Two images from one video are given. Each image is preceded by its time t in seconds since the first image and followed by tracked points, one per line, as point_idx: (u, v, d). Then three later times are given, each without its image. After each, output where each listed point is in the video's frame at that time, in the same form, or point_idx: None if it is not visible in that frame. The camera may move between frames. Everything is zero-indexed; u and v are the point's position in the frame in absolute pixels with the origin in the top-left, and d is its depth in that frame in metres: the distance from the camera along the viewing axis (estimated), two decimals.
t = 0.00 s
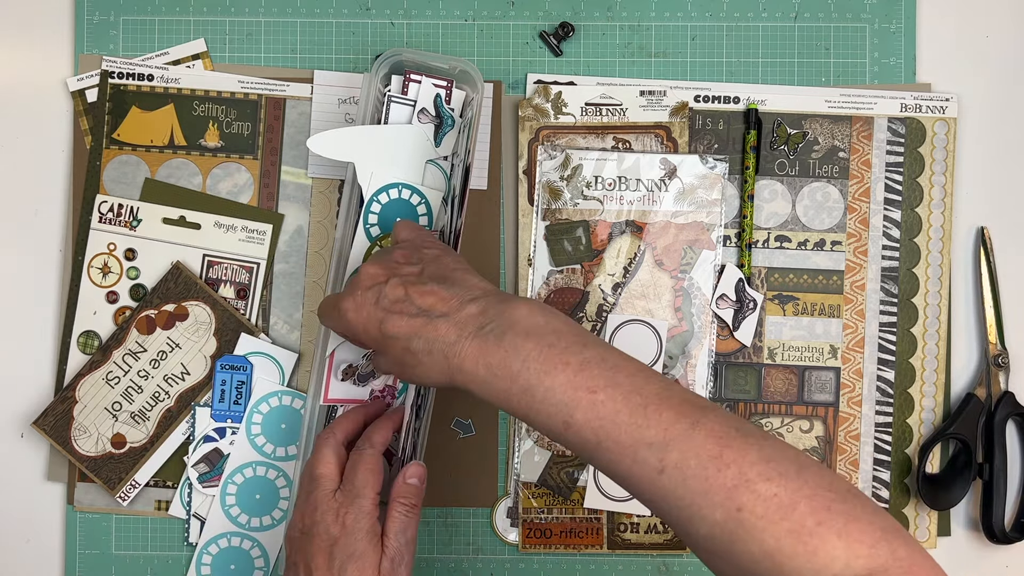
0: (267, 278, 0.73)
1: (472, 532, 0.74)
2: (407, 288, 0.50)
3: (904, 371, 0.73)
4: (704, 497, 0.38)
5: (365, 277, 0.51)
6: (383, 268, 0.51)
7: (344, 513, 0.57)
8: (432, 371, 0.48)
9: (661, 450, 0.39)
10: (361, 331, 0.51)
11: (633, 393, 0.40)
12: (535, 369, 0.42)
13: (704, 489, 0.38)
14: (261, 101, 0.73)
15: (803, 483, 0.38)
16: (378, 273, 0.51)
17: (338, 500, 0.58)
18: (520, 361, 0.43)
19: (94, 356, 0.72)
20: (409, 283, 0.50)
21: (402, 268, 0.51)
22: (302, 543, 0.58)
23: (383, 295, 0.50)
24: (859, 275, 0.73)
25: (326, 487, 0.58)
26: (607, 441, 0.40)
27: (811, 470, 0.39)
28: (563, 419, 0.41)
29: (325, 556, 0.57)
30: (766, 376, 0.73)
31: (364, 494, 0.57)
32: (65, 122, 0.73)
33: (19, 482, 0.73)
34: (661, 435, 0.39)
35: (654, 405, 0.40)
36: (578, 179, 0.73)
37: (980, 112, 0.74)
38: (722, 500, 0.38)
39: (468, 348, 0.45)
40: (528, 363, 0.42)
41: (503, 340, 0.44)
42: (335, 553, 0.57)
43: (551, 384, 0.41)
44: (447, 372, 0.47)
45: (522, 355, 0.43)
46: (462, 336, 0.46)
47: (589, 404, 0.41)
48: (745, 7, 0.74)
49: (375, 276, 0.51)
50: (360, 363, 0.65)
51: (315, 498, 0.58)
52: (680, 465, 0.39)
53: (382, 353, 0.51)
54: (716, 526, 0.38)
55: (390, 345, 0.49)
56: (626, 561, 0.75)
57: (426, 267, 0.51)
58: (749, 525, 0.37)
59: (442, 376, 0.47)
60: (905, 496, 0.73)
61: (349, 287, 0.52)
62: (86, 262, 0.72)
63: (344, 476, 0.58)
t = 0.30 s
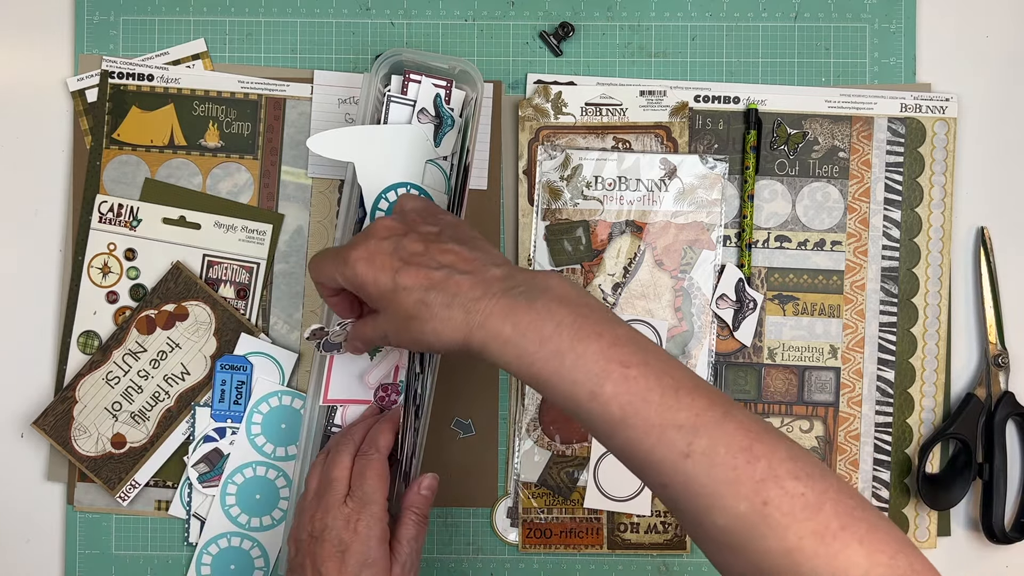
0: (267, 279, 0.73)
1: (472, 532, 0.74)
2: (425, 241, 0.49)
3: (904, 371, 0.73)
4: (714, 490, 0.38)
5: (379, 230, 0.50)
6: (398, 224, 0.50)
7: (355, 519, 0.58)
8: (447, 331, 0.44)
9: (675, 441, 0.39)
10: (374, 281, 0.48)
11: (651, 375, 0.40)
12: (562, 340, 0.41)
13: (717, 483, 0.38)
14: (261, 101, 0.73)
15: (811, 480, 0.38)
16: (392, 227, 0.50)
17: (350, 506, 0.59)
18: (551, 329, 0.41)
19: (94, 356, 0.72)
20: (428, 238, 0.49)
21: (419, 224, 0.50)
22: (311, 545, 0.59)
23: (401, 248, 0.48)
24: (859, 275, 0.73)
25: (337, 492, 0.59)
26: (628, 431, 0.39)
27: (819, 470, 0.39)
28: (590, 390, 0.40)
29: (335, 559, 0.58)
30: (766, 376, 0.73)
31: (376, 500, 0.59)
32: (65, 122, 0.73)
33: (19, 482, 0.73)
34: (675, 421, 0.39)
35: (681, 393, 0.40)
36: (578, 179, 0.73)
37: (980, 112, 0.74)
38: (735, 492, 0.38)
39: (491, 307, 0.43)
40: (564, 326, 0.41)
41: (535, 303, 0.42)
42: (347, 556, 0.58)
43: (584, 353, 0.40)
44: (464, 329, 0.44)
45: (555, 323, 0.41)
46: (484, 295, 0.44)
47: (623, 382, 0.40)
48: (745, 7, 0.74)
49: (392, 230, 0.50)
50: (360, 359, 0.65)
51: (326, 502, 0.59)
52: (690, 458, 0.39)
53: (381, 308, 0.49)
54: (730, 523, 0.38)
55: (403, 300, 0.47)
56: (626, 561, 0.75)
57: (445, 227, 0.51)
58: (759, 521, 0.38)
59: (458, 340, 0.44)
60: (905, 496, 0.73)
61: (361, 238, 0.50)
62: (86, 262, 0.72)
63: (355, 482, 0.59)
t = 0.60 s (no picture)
0: (267, 279, 0.73)
1: (472, 532, 0.74)
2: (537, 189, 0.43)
3: (904, 371, 0.73)
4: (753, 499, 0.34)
5: (496, 157, 0.43)
6: (513, 158, 0.44)
7: (359, 518, 0.59)
8: (550, 292, 0.38)
9: (749, 466, 0.35)
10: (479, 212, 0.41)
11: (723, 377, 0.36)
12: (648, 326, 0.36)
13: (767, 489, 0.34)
14: (261, 101, 0.73)
15: (846, 490, 0.36)
16: (508, 160, 0.44)
17: (354, 505, 0.59)
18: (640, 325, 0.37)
19: (94, 356, 0.72)
20: (542, 185, 0.43)
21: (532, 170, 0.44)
22: (312, 545, 0.59)
23: (516, 189, 0.42)
24: (859, 275, 0.73)
25: (340, 491, 0.59)
26: (683, 427, 0.35)
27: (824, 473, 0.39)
28: (694, 395, 0.35)
29: (338, 559, 0.58)
30: (766, 375, 0.73)
31: (379, 500, 0.59)
32: (66, 122, 0.73)
33: (19, 482, 0.73)
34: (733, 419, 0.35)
35: (772, 415, 0.36)
36: (578, 179, 0.73)
37: (980, 112, 0.74)
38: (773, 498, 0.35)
39: (607, 280, 0.38)
40: (682, 325, 0.37)
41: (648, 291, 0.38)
42: (350, 556, 0.58)
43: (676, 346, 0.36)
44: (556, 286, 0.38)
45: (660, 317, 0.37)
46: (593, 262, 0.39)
47: (729, 386, 0.35)
48: (745, 7, 0.74)
49: (504, 163, 0.43)
50: (361, 359, 0.66)
51: (329, 501, 0.59)
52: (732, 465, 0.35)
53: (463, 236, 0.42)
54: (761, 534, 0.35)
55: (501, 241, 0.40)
56: (626, 562, 0.75)
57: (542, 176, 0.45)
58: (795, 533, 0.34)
59: (555, 308, 0.38)
60: (905, 496, 0.73)
61: (472, 161, 0.43)
62: (86, 262, 0.72)
63: (358, 482, 0.59)
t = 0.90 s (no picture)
0: (267, 279, 0.73)
1: (472, 533, 0.74)
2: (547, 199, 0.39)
3: (904, 371, 0.73)
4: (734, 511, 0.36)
5: (503, 153, 0.39)
6: (523, 155, 0.40)
7: (359, 517, 0.58)
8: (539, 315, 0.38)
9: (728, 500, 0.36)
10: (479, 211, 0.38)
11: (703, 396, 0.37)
12: (633, 358, 0.37)
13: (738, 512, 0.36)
14: (261, 101, 0.73)
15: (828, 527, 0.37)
16: (515, 153, 0.40)
17: (354, 504, 0.59)
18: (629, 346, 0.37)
19: (94, 356, 0.72)
20: (548, 191, 0.39)
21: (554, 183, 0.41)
22: (313, 545, 0.59)
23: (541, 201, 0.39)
24: (859, 275, 0.73)
25: (340, 491, 0.59)
26: (669, 460, 0.37)
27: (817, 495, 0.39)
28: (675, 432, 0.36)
29: (338, 559, 0.58)
30: (766, 375, 0.73)
31: (379, 499, 0.59)
32: (66, 122, 0.73)
33: (19, 482, 0.73)
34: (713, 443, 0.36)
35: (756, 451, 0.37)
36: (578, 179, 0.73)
37: (980, 112, 0.74)
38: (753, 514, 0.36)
39: (593, 309, 0.37)
40: (670, 358, 0.37)
41: (640, 322, 0.37)
42: (351, 556, 0.58)
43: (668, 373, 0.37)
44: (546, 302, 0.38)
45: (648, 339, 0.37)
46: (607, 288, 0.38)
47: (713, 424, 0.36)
48: (745, 7, 0.74)
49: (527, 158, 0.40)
50: (361, 359, 0.66)
51: (329, 501, 0.59)
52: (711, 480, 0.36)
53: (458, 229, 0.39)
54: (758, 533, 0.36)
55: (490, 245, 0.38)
56: (626, 562, 0.75)
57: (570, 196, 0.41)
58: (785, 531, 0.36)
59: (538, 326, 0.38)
60: (905, 496, 0.73)
61: (486, 150, 0.39)
62: (86, 262, 0.72)
63: (358, 481, 0.59)
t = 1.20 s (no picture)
0: (267, 279, 0.73)
1: (472, 532, 0.74)
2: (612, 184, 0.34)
3: (904, 371, 0.73)
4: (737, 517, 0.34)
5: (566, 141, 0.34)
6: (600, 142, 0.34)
7: (361, 517, 0.58)
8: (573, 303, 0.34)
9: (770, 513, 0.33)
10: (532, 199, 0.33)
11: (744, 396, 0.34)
12: (686, 359, 0.33)
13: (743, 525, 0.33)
14: (261, 101, 0.73)
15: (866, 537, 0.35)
16: (587, 141, 0.34)
17: (355, 504, 0.59)
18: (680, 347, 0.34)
19: (94, 356, 0.72)
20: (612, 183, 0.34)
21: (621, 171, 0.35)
22: (314, 544, 0.59)
23: (598, 175, 0.34)
24: (859, 275, 0.73)
25: (342, 490, 0.59)
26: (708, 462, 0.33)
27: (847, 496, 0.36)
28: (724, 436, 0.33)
29: (340, 559, 0.58)
30: (766, 375, 0.73)
31: (381, 498, 0.59)
32: (66, 122, 0.73)
33: (19, 482, 0.73)
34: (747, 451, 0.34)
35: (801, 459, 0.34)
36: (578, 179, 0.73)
37: (980, 112, 0.74)
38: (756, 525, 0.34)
39: (645, 304, 0.33)
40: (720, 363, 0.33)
41: (696, 323, 0.33)
42: (353, 555, 0.58)
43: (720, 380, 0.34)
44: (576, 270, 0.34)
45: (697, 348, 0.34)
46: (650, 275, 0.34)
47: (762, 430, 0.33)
48: (745, 7, 0.74)
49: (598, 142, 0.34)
50: (361, 359, 0.66)
51: (330, 500, 0.59)
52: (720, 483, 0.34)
53: (515, 221, 0.34)
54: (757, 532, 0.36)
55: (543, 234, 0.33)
56: (626, 562, 0.74)
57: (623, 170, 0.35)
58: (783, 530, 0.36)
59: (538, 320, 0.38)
60: (905, 496, 0.73)
61: (542, 137, 0.34)
62: (86, 262, 0.72)
63: (359, 480, 0.59)
